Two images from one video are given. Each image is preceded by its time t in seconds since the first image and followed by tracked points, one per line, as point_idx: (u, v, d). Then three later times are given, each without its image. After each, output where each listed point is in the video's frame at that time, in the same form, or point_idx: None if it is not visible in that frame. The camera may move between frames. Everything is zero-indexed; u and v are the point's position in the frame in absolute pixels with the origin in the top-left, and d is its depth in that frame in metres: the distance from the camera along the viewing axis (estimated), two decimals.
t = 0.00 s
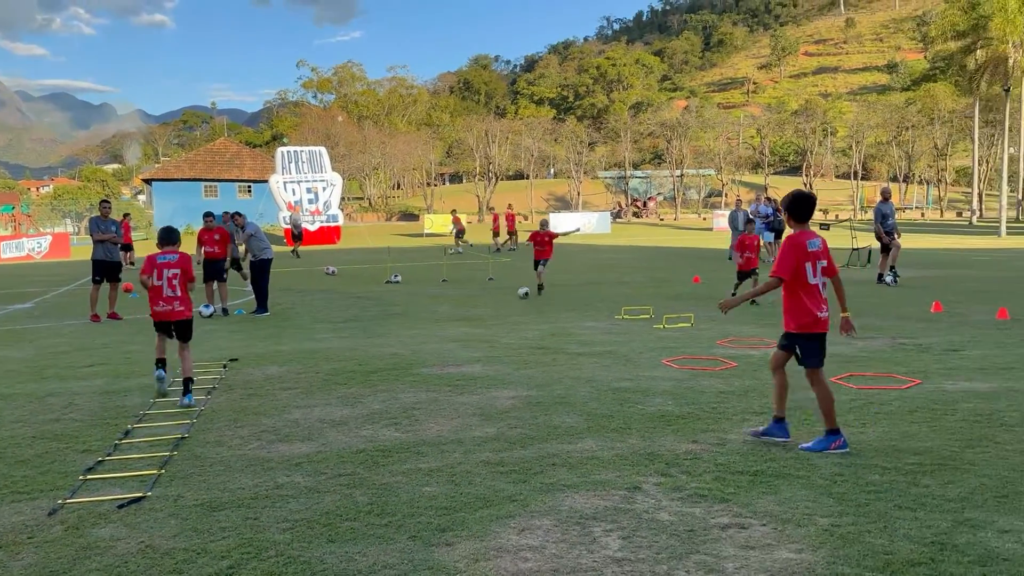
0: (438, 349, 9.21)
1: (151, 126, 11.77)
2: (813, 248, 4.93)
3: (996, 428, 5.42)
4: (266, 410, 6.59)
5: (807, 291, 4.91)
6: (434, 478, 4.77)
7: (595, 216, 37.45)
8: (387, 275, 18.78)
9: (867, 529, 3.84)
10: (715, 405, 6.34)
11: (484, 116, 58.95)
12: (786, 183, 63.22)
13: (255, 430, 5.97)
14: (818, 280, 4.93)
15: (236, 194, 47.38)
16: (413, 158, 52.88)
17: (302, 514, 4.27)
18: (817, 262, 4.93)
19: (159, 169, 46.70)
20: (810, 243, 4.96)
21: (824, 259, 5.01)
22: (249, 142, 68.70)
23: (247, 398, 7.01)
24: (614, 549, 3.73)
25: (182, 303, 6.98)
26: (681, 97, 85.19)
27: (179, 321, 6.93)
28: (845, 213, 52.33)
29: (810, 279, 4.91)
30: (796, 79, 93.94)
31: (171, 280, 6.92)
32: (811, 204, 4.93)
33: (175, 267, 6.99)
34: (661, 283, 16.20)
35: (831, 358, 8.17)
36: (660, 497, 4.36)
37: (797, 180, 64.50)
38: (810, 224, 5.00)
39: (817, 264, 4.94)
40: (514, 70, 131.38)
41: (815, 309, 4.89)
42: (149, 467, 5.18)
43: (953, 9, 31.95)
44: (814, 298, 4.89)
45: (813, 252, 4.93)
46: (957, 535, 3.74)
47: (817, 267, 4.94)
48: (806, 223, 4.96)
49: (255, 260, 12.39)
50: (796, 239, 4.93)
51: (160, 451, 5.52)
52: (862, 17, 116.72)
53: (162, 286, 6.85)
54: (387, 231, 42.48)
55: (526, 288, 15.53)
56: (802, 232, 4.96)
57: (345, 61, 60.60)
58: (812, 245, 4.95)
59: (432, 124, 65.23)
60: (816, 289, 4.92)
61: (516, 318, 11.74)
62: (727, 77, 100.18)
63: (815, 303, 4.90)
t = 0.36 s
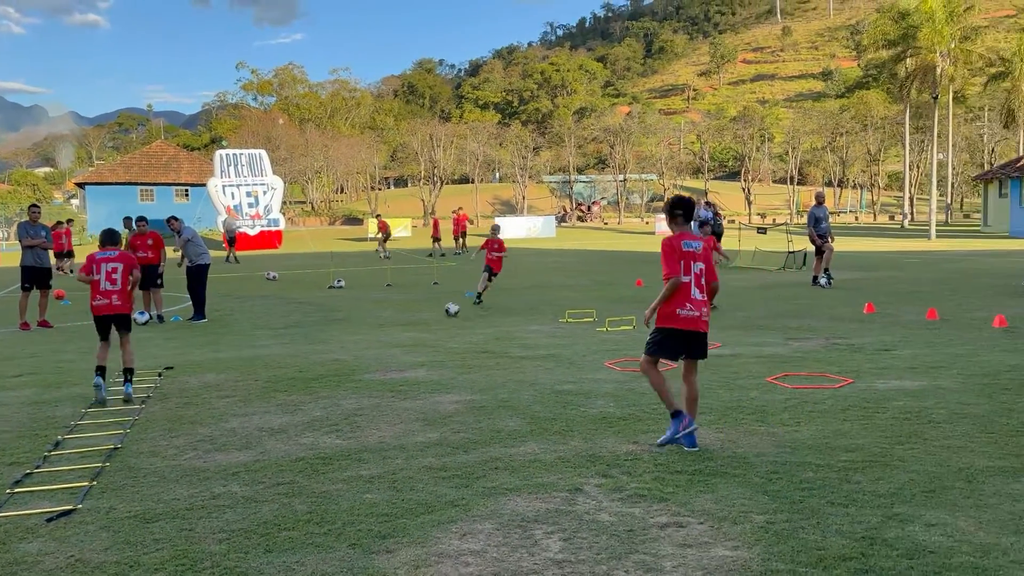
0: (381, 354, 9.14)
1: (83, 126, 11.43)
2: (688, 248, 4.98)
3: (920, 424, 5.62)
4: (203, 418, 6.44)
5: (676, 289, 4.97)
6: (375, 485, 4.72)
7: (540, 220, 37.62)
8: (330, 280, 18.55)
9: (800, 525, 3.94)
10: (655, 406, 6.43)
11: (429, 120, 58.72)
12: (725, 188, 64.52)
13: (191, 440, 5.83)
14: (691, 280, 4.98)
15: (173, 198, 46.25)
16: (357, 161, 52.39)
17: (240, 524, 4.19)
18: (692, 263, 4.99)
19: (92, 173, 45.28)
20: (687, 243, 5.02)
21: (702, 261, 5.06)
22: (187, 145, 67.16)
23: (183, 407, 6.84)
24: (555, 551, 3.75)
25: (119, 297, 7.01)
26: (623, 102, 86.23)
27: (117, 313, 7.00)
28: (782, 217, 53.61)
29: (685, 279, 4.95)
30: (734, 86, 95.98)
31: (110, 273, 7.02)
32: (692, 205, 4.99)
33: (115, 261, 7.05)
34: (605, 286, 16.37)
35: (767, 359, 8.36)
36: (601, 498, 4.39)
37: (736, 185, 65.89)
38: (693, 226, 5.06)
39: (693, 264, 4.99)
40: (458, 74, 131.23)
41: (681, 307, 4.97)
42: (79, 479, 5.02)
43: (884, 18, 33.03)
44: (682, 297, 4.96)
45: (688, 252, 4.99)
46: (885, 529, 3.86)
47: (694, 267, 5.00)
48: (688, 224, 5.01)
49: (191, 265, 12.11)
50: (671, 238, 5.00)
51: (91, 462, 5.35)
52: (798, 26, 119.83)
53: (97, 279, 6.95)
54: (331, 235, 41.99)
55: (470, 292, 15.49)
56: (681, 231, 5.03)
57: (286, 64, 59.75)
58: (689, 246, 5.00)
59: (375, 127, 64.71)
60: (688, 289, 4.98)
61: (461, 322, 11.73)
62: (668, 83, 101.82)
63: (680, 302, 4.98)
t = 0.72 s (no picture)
0: (327, 359, 9.01)
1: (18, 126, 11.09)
2: (558, 275, 4.93)
3: (857, 421, 5.77)
4: (141, 426, 6.28)
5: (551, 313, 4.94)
6: (320, 491, 4.67)
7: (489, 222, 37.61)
8: (276, 283, 18.27)
9: (741, 523, 4.01)
10: (602, 407, 6.48)
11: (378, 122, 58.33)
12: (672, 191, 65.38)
13: (129, 448, 5.68)
14: (563, 305, 4.94)
15: (113, 200, 45.04)
16: (304, 163, 51.72)
17: (179, 533, 4.09)
18: (562, 287, 4.93)
19: (27, 173, 43.78)
20: (557, 268, 4.96)
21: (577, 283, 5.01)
22: (127, 145, 65.46)
23: (121, 414, 6.65)
24: (501, 554, 3.75)
25: (62, 301, 7.25)
26: (572, 106, 86.85)
27: (60, 316, 7.21)
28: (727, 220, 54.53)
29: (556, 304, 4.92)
30: (680, 91, 97.36)
31: (51, 278, 7.22)
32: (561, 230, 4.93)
33: (56, 265, 7.30)
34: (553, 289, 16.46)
35: (710, 360, 8.51)
36: (546, 500, 4.41)
37: (682, 189, 66.83)
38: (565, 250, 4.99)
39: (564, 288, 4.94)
40: (408, 76, 130.58)
41: (556, 331, 4.89)
42: (10, 490, 4.84)
43: (824, 25, 33.83)
44: (555, 321, 4.90)
45: (558, 277, 4.93)
46: (823, 526, 3.94)
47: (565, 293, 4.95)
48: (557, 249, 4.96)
49: (131, 268, 11.78)
50: (540, 264, 4.95)
51: (23, 472, 5.16)
52: (742, 32, 122.01)
53: (43, 281, 7.12)
54: (277, 238, 41.32)
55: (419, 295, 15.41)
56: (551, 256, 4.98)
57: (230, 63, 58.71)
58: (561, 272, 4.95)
59: (323, 128, 63.99)
60: (561, 312, 4.93)
61: (409, 325, 11.64)
62: (616, 88, 102.80)
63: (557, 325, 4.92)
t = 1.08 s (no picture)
0: (282, 362, 8.89)
1: None
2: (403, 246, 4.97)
3: (808, 421, 5.89)
4: (89, 432, 6.12)
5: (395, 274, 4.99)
6: (273, 497, 4.60)
7: (448, 224, 37.50)
8: (230, 286, 17.96)
9: (694, 522, 4.05)
10: (558, 409, 6.51)
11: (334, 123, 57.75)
12: (629, 194, 65.92)
13: (76, 454, 5.53)
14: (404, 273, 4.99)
15: (61, 201, 43.83)
16: (259, 163, 50.96)
17: (127, 541, 4.00)
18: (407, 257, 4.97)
19: None
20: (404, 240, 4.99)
21: (427, 251, 5.04)
22: (75, 145, 63.79)
23: (68, 420, 6.47)
24: (456, 556, 3.73)
25: (12, 301, 7.44)
26: (530, 108, 87.09)
27: (10, 315, 7.43)
28: (683, 223, 55.16)
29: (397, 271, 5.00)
30: (637, 95, 98.29)
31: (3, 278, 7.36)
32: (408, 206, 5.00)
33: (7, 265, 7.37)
34: (510, 290, 16.48)
35: (666, 361, 8.61)
36: (502, 502, 4.41)
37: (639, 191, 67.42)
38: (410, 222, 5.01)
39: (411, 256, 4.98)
40: (365, 76, 129.50)
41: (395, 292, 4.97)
42: None
43: (777, 31, 34.46)
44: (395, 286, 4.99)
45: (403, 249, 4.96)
46: (774, 523, 4.01)
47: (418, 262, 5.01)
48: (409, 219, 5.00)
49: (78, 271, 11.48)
50: (385, 231, 4.99)
51: None
52: (698, 36, 123.48)
53: None
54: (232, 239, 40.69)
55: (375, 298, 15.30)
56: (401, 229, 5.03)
57: (183, 62, 57.65)
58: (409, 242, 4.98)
59: (278, 128, 63.16)
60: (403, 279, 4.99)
61: (366, 328, 11.55)
62: (573, 91, 103.32)
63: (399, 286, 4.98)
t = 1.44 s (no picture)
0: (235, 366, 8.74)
1: None
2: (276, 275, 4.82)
3: (758, 421, 5.99)
4: (33, 438, 5.94)
5: (270, 299, 4.71)
6: (223, 502, 4.53)
7: (407, 226, 37.32)
8: (182, 288, 17.64)
9: (648, 521, 4.10)
10: (515, 410, 6.52)
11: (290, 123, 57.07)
12: (586, 196, 66.30)
13: (19, 462, 5.38)
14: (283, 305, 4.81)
15: (6, 201, 42.53)
16: (212, 164, 50.11)
17: (71, 550, 3.90)
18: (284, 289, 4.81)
19: None
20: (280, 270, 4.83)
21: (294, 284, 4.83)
22: (21, 143, 62.02)
23: (10, 426, 6.28)
24: (410, 561, 3.72)
25: None
26: (489, 110, 87.19)
27: None
28: (640, 225, 55.68)
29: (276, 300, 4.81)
30: (594, 98, 98.97)
31: None
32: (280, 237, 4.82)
33: None
34: (468, 293, 16.45)
35: (622, 362, 8.68)
36: (458, 505, 4.40)
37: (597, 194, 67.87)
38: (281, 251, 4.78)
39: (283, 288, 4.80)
40: (321, 76, 128.29)
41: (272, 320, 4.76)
42: None
43: (731, 36, 35.07)
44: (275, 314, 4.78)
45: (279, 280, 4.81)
46: (726, 523, 4.07)
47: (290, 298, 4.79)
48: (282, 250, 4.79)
49: (23, 272, 11.12)
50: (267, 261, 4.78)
51: None
52: (656, 41, 124.84)
53: None
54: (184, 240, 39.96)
55: (331, 301, 15.15)
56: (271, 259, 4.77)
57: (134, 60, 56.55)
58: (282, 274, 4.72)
59: (232, 128, 62.20)
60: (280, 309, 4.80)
61: (321, 331, 11.42)
62: (531, 93, 103.61)
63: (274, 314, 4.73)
